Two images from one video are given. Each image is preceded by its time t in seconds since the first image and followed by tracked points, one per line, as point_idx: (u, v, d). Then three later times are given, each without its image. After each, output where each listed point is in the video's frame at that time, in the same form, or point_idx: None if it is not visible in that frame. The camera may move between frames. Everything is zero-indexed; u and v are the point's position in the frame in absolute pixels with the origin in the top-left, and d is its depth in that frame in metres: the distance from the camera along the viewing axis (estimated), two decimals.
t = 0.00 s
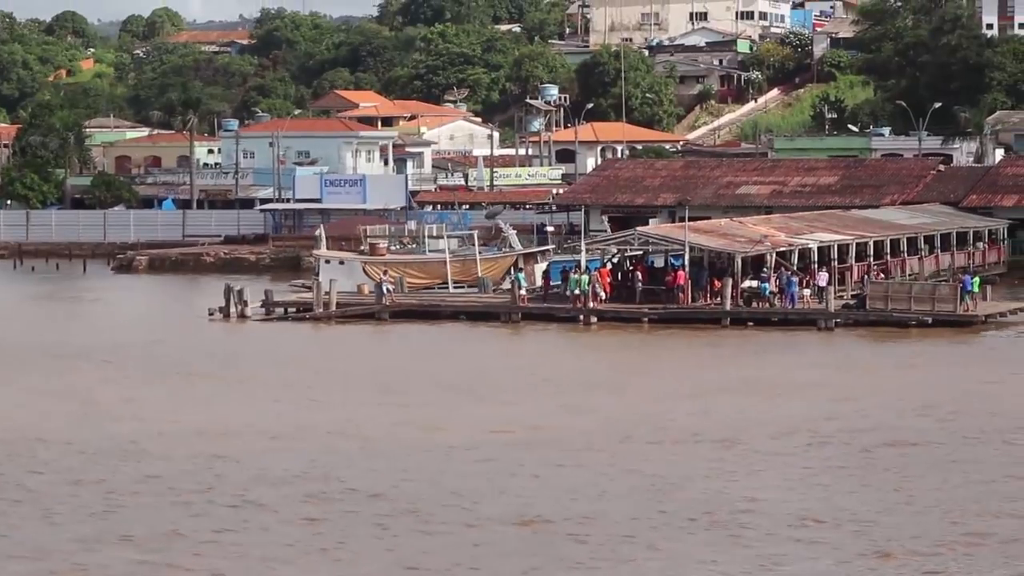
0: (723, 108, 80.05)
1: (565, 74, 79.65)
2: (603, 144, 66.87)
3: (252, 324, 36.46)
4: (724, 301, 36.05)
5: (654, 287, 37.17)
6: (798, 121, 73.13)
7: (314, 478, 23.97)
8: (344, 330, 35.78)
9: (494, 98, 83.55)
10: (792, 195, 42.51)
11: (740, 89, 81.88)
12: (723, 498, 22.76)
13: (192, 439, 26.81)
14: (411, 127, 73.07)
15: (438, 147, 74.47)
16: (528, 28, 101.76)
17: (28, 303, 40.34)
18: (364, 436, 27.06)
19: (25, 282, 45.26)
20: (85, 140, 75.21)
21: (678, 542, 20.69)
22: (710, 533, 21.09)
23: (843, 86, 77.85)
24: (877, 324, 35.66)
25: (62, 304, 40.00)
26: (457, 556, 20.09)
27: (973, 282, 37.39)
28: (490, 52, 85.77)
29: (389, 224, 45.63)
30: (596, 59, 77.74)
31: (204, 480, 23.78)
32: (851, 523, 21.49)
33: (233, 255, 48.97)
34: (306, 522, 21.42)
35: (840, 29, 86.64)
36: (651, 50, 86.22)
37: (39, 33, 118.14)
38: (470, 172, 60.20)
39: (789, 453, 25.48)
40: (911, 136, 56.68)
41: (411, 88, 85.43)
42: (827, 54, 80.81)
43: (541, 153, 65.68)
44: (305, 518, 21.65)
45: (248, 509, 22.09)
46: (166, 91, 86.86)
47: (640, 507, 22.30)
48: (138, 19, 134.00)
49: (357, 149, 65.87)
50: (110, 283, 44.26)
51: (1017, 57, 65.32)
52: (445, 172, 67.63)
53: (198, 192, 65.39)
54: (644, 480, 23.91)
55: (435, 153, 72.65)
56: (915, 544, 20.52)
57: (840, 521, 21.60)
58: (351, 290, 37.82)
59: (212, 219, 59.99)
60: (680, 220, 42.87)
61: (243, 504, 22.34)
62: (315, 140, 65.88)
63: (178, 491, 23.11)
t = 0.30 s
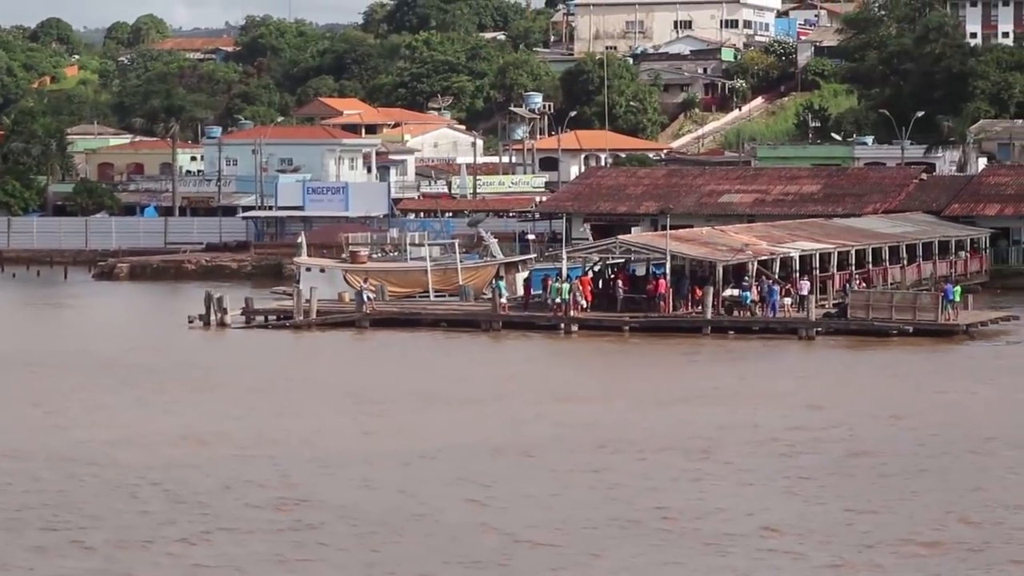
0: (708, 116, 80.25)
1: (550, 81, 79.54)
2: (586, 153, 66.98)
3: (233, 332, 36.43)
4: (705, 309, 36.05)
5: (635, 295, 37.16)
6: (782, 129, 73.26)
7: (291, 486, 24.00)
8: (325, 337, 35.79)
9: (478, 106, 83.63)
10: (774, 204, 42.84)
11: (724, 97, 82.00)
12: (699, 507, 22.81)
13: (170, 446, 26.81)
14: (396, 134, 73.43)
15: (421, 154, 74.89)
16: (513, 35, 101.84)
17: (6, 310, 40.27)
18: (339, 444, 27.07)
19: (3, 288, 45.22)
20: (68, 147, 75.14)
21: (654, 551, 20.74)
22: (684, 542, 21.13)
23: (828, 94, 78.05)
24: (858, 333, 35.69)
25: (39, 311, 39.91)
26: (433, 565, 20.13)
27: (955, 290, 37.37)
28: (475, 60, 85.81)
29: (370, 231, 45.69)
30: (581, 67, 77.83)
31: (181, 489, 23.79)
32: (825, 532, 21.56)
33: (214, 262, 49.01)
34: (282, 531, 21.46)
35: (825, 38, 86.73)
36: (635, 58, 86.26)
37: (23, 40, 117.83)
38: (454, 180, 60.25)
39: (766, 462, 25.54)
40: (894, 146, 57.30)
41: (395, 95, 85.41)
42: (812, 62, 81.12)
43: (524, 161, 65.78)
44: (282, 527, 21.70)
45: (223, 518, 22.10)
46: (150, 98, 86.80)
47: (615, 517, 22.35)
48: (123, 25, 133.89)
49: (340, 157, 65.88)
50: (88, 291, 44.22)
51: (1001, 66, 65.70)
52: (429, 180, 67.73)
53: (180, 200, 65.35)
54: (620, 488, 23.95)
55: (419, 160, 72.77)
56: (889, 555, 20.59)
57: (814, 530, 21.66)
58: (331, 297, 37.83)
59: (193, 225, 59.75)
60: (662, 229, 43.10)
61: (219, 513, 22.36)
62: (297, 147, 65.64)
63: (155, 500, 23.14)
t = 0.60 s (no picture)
0: (691, 122, 80.04)
1: (533, 88, 79.42)
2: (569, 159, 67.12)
3: (211, 338, 36.41)
4: (685, 316, 36.00)
5: (615, 302, 37.15)
6: (765, 135, 73.46)
7: (263, 492, 23.95)
8: (304, 343, 35.78)
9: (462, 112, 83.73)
10: (756, 211, 43.03)
11: (708, 103, 82.19)
12: (670, 515, 22.80)
13: (143, 453, 26.76)
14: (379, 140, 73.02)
15: (404, 160, 74.71)
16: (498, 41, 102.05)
17: None
18: (314, 450, 27.01)
19: None
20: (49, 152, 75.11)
21: (624, 560, 20.70)
22: (654, 551, 21.09)
23: (811, 100, 78.21)
24: (838, 341, 35.66)
25: (15, 317, 39.79)
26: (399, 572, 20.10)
27: (935, 298, 37.33)
28: (459, 65, 85.98)
29: (351, 237, 45.75)
30: (565, 73, 77.76)
31: (152, 496, 23.74)
32: (796, 541, 21.54)
33: (195, 267, 49.05)
34: (251, 540, 21.42)
35: (809, 44, 86.98)
36: (618, 64, 86.50)
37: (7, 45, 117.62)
38: (436, 186, 60.29)
39: (738, 469, 25.50)
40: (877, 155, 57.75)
41: (379, 100, 85.57)
42: (796, 69, 81.25)
43: (507, 168, 65.99)
44: (251, 535, 21.66)
45: (194, 527, 22.04)
46: (133, 102, 86.94)
47: (586, 525, 22.32)
48: (108, 30, 133.67)
49: (322, 162, 65.87)
50: (64, 296, 44.14)
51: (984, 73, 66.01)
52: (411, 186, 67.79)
53: (161, 206, 65.19)
54: (592, 496, 23.92)
55: (402, 166, 72.80)
56: (858, 564, 20.57)
57: (784, 540, 21.62)
58: (310, 304, 37.88)
59: (175, 232, 59.74)
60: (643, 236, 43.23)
61: (191, 521, 22.32)
62: (280, 152, 65.83)
63: (126, 507, 23.10)
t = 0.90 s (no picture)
0: (675, 129, 79.89)
1: (517, 94, 79.17)
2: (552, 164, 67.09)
3: (191, 344, 36.28)
4: (665, 322, 35.97)
5: (596, 308, 37.12)
6: (750, 142, 73.56)
7: (235, 498, 23.88)
8: (285, 348, 35.72)
9: (446, 117, 83.71)
10: (738, 218, 43.69)
11: (692, 109, 82.34)
12: (645, 522, 22.71)
13: (117, 458, 26.67)
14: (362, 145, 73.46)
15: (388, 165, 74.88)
16: (482, 46, 102.06)
17: None
18: (287, 455, 26.96)
19: None
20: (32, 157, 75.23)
21: (599, 567, 20.60)
22: (628, 559, 20.98)
23: (795, 107, 78.24)
24: (818, 347, 35.67)
25: None
26: None
27: (917, 305, 37.33)
28: (443, 70, 86.04)
29: (333, 242, 45.85)
30: (549, 78, 77.51)
31: (124, 501, 23.67)
32: (772, 548, 21.45)
33: (177, 273, 49.02)
34: (223, 546, 21.30)
35: (794, 49, 87.20)
36: (603, 70, 86.61)
37: None
38: (419, 192, 60.34)
39: (714, 475, 25.42)
40: (862, 160, 58.22)
41: (363, 104, 85.61)
42: (780, 75, 81.24)
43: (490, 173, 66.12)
44: (223, 541, 21.54)
45: (166, 533, 21.91)
46: (116, 106, 86.50)
47: (559, 531, 22.27)
48: (92, 35, 133.32)
49: (305, 167, 65.82)
50: (41, 301, 44.06)
51: (969, 79, 66.11)
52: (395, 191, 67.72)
53: (143, 210, 65.26)
54: (567, 502, 23.82)
55: (385, 171, 72.87)
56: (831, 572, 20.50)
57: (758, 546, 21.53)
58: (290, 309, 37.94)
59: (156, 235, 59.18)
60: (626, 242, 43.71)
61: (163, 527, 22.19)
62: (262, 157, 65.73)
63: (96, 512, 22.99)
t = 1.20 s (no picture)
0: (660, 133, 80.53)
1: (503, 98, 79.48)
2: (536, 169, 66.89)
3: (172, 347, 36.41)
4: (649, 328, 35.86)
5: (579, 313, 37.07)
6: (737, 148, 73.45)
7: (210, 504, 23.76)
8: (267, 354, 35.64)
9: (431, 122, 83.48)
10: (722, 222, 44.28)
11: (678, 114, 82.45)
12: (622, 528, 22.60)
13: (94, 463, 26.55)
14: (347, 149, 73.54)
15: (373, 170, 74.93)
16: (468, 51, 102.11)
17: None
18: (264, 461, 26.85)
19: None
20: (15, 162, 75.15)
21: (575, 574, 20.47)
22: (604, 566, 20.86)
23: (781, 113, 78.30)
24: (801, 353, 35.55)
25: None
26: None
27: (900, 311, 37.21)
28: (428, 75, 86.07)
29: (317, 246, 45.92)
30: (535, 83, 77.67)
31: (100, 506, 23.54)
32: (749, 554, 21.35)
33: (158, 277, 49.37)
34: (197, 552, 21.17)
35: (779, 54, 87.54)
36: (588, 75, 86.71)
37: None
38: (404, 196, 60.37)
39: (692, 482, 25.33)
40: (846, 166, 57.88)
41: (348, 109, 85.66)
42: (765, 80, 81.34)
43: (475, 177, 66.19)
44: (198, 547, 21.43)
45: (141, 539, 21.77)
46: (101, 110, 86.73)
47: (535, 538, 22.16)
48: (78, 38, 133.26)
49: (291, 171, 65.91)
50: (21, 306, 44.00)
51: (954, 85, 65.58)
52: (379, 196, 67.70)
53: (127, 214, 65.32)
54: (544, 509, 23.72)
55: (370, 176, 72.88)
56: None
57: (736, 552, 21.43)
58: (273, 313, 37.79)
59: (140, 240, 59.51)
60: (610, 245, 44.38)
61: (137, 533, 22.05)
62: (246, 160, 65.71)
63: (70, 517, 22.87)
